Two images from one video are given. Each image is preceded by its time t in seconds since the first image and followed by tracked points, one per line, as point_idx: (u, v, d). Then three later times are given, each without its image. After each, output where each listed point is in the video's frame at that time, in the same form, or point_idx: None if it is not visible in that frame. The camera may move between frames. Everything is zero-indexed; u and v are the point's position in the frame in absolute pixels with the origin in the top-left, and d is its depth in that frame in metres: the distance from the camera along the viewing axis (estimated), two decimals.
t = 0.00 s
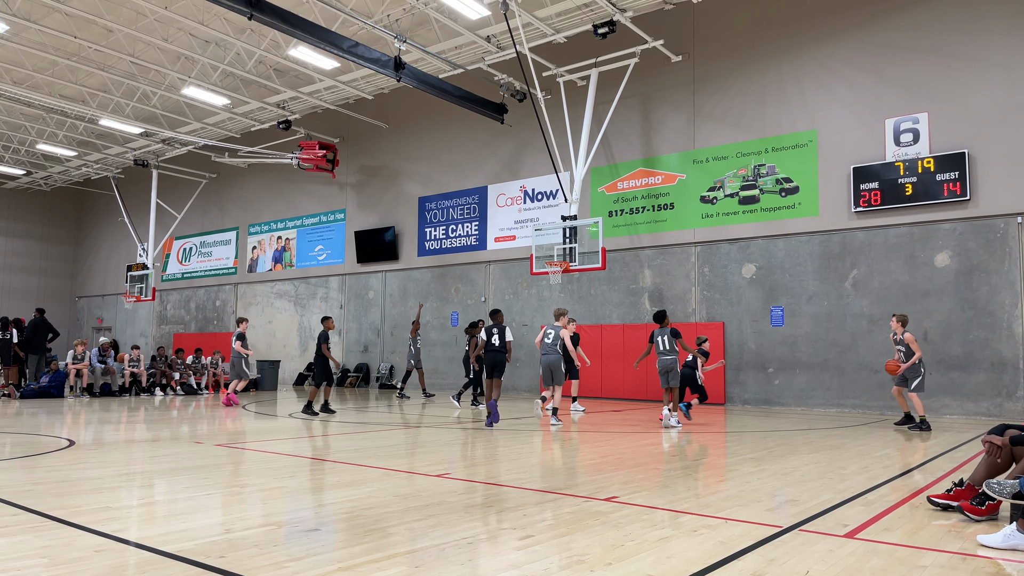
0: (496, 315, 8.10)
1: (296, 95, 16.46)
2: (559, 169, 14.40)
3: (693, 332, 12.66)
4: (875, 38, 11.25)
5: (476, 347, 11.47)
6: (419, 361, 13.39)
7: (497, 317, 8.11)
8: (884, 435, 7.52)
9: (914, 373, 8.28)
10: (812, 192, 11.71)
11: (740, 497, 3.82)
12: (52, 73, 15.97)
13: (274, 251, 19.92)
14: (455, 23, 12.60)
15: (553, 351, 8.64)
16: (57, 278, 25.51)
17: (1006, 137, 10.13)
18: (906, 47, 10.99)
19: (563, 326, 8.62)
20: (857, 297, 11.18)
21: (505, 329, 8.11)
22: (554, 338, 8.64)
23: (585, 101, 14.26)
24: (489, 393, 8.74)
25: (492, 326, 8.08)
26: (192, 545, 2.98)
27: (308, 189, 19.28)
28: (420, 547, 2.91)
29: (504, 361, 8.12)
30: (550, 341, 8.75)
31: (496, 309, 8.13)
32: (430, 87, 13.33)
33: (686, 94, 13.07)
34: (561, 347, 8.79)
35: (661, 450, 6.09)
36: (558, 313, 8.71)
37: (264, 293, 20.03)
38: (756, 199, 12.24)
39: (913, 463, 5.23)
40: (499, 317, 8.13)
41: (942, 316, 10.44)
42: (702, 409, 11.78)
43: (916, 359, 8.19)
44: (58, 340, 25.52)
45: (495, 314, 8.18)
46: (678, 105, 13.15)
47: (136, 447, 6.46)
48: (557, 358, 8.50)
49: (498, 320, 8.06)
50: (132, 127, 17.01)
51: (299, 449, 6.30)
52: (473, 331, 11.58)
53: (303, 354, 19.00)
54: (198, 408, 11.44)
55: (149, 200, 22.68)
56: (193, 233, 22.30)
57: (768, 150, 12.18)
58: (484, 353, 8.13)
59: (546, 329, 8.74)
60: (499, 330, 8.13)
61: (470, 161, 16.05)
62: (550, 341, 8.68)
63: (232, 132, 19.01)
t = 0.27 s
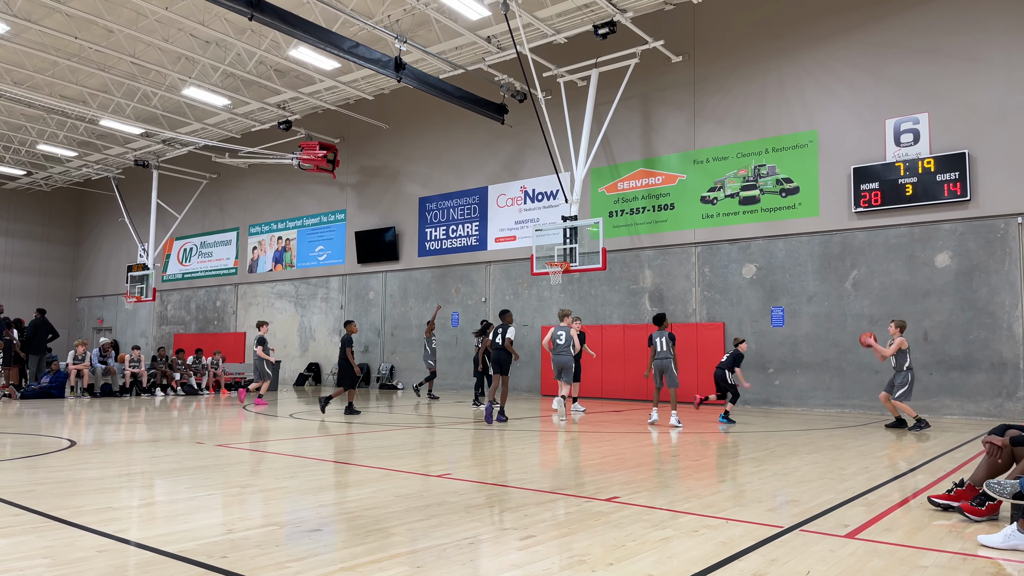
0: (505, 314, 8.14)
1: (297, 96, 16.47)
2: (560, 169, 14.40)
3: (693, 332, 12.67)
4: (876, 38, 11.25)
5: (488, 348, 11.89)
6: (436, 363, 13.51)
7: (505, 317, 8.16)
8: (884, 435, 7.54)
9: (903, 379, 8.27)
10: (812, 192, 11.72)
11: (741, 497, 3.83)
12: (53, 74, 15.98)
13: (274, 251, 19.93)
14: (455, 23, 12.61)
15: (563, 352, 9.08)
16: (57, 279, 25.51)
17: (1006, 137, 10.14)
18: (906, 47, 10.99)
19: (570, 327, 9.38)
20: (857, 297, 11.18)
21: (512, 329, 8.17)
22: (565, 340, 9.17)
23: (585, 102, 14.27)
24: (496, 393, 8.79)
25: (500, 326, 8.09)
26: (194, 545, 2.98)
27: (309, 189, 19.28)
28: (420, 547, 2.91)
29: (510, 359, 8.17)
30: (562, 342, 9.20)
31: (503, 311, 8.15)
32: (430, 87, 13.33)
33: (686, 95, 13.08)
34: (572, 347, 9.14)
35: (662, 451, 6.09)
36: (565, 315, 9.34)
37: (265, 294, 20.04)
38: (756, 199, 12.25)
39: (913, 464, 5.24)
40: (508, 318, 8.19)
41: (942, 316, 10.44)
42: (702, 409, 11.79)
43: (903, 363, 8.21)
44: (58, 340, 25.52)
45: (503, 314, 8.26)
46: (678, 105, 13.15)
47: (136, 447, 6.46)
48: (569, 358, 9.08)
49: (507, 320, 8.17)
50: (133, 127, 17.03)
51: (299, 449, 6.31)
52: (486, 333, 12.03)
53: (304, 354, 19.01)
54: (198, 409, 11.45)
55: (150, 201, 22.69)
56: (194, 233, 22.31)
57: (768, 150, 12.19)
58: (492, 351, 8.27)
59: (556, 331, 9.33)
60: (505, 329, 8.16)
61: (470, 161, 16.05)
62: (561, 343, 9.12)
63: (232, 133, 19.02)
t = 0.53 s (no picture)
0: (510, 322, 9.12)
1: (296, 98, 16.48)
2: (559, 171, 14.41)
3: (693, 334, 12.67)
4: (875, 40, 11.27)
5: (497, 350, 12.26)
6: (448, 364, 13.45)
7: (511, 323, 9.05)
8: (883, 437, 7.54)
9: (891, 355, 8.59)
10: (811, 194, 11.72)
11: (740, 499, 3.82)
12: (53, 76, 15.98)
13: (274, 253, 19.93)
14: (454, 26, 12.62)
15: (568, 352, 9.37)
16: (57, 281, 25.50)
17: (1005, 139, 10.15)
18: (905, 49, 11.00)
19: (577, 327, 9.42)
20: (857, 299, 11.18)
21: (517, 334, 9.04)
22: (570, 341, 9.42)
23: (584, 104, 14.29)
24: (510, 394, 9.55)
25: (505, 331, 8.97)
26: (193, 548, 2.98)
27: (308, 192, 19.29)
28: (419, 550, 2.90)
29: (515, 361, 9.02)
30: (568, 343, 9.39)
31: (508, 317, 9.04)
32: (429, 89, 13.34)
33: (685, 97, 13.09)
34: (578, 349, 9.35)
35: (660, 453, 6.08)
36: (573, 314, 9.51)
37: (264, 296, 20.03)
38: (755, 201, 12.25)
39: (912, 465, 5.23)
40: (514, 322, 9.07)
41: (941, 318, 10.44)
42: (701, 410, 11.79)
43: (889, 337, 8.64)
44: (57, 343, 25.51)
45: (510, 319, 9.17)
46: (677, 107, 13.16)
47: (134, 449, 6.45)
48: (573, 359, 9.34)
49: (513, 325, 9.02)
50: (133, 130, 17.03)
51: (297, 451, 6.30)
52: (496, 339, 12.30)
53: (303, 356, 19.00)
54: (198, 411, 11.45)
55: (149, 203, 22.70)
56: (193, 235, 22.31)
57: (768, 152, 12.19)
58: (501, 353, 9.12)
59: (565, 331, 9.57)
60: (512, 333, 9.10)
61: (470, 163, 16.06)
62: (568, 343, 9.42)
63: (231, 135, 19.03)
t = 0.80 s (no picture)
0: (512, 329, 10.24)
1: (292, 98, 16.45)
2: (554, 172, 14.42)
3: (688, 335, 12.69)
4: (869, 42, 11.31)
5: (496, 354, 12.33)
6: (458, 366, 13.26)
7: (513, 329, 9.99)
8: (878, 438, 7.55)
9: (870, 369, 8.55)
10: (806, 195, 11.75)
11: (735, 500, 3.82)
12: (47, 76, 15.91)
13: (269, 254, 19.89)
14: (450, 26, 12.61)
15: (570, 350, 9.64)
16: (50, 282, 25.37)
17: (998, 141, 10.20)
18: (899, 51, 11.05)
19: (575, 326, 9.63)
20: (851, 300, 11.21)
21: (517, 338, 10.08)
22: (572, 339, 9.71)
23: (579, 104, 14.29)
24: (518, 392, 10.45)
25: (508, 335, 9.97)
26: (186, 549, 2.97)
27: (303, 192, 19.25)
28: (414, 551, 2.89)
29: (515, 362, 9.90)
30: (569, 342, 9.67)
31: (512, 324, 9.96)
32: (425, 90, 13.32)
33: (681, 98, 13.11)
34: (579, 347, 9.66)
35: (656, 454, 6.09)
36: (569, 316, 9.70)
37: (259, 296, 19.98)
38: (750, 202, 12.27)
39: (907, 466, 5.25)
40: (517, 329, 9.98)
41: (935, 319, 10.48)
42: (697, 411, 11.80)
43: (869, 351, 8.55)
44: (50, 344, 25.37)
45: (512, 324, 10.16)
46: (673, 108, 13.18)
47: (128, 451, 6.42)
48: (574, 357, 9.60)
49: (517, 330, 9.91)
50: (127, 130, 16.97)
51: (292, 453, 6.28)
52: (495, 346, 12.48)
53: (298, 357, 18.96)
54: (192, 412, 11.41)
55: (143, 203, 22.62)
56: (188, 235, 22.24)
57: (763, 154, 12.22)
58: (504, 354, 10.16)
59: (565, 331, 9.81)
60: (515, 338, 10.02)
61: (465, 164, 16.05)
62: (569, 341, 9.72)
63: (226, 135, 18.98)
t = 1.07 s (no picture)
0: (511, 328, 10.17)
1: (282, 97, 16.37)
2: (546, 172, 14.42)
3: (678, 335, 12.72)
4: (859, 43, 11.38)
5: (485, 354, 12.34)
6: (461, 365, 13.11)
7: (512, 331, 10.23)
8: (867, 437, 7.59)
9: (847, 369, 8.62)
10: (796, 196, 11.81)
11: (725, 499, 3.84)
12: (34, 74, 15.76)
13: (259, 253, 19.78)
14: (441, 26, 12.59)
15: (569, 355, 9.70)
16: (38, 281, 25.14)
17: (985, 142, 10.29)
18: (889, 53, 11.12)
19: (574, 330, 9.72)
20: (840, 300, 11.28)
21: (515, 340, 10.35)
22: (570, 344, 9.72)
23: (570, 105, 14.30)
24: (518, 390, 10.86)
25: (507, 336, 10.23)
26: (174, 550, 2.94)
27: (293, 191, 19.16)
28: (404, 552, 2.88)
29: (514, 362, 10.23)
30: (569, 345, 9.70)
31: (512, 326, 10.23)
32: (416, 89, 13.29)
33: (672, 98, 13.14)
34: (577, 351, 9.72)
35: (646, 453, 6.09)
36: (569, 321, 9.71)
37: (249, 296, 19.88)
38: (740, 203, 12.32)
39: (895, 465, 5.28)
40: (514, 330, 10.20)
41: (923, 319, 10.56)
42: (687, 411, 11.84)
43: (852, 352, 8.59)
44: (38, 344, 25.13)
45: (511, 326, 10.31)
46: (664, 109, 13.21)
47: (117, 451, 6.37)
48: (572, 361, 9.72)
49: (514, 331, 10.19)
50: (116, 128, 16.85)
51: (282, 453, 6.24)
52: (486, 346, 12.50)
53: (288, 357, 18.88)
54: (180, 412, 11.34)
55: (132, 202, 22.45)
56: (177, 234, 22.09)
57: (753, 154, 12.26)
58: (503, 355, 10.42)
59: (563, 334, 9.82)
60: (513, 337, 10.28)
61: (457, 164, 16.03)
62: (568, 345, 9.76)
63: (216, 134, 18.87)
